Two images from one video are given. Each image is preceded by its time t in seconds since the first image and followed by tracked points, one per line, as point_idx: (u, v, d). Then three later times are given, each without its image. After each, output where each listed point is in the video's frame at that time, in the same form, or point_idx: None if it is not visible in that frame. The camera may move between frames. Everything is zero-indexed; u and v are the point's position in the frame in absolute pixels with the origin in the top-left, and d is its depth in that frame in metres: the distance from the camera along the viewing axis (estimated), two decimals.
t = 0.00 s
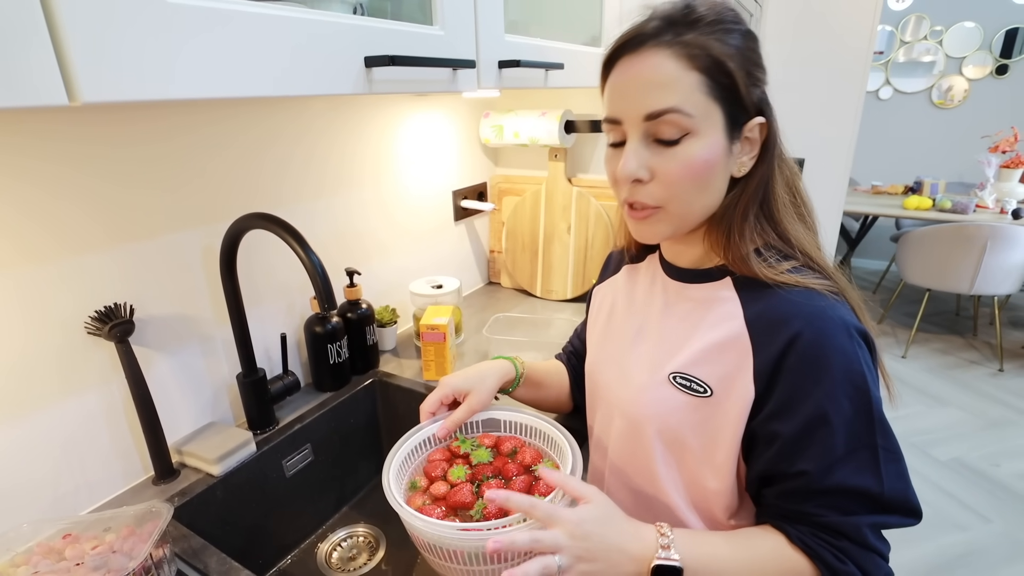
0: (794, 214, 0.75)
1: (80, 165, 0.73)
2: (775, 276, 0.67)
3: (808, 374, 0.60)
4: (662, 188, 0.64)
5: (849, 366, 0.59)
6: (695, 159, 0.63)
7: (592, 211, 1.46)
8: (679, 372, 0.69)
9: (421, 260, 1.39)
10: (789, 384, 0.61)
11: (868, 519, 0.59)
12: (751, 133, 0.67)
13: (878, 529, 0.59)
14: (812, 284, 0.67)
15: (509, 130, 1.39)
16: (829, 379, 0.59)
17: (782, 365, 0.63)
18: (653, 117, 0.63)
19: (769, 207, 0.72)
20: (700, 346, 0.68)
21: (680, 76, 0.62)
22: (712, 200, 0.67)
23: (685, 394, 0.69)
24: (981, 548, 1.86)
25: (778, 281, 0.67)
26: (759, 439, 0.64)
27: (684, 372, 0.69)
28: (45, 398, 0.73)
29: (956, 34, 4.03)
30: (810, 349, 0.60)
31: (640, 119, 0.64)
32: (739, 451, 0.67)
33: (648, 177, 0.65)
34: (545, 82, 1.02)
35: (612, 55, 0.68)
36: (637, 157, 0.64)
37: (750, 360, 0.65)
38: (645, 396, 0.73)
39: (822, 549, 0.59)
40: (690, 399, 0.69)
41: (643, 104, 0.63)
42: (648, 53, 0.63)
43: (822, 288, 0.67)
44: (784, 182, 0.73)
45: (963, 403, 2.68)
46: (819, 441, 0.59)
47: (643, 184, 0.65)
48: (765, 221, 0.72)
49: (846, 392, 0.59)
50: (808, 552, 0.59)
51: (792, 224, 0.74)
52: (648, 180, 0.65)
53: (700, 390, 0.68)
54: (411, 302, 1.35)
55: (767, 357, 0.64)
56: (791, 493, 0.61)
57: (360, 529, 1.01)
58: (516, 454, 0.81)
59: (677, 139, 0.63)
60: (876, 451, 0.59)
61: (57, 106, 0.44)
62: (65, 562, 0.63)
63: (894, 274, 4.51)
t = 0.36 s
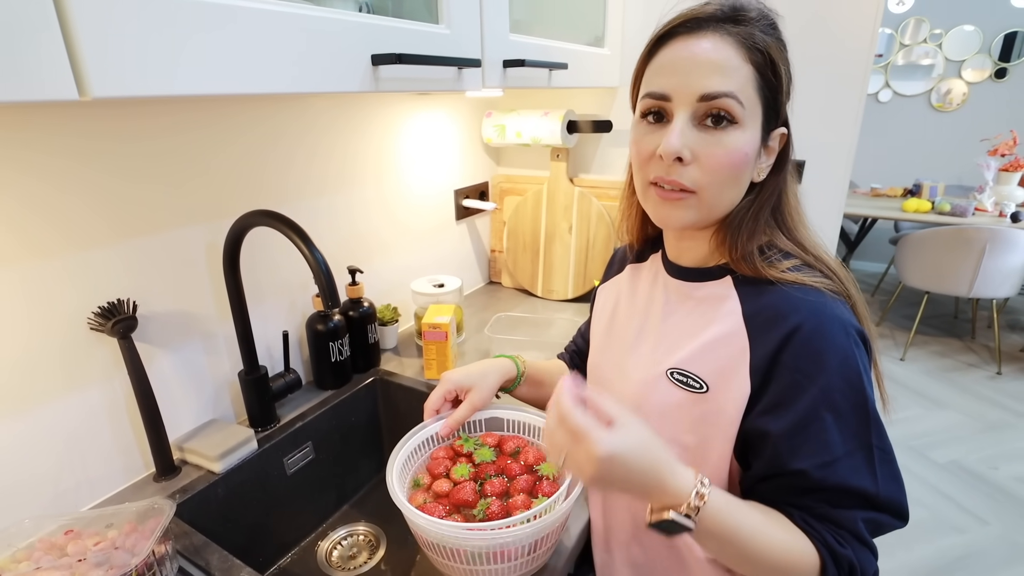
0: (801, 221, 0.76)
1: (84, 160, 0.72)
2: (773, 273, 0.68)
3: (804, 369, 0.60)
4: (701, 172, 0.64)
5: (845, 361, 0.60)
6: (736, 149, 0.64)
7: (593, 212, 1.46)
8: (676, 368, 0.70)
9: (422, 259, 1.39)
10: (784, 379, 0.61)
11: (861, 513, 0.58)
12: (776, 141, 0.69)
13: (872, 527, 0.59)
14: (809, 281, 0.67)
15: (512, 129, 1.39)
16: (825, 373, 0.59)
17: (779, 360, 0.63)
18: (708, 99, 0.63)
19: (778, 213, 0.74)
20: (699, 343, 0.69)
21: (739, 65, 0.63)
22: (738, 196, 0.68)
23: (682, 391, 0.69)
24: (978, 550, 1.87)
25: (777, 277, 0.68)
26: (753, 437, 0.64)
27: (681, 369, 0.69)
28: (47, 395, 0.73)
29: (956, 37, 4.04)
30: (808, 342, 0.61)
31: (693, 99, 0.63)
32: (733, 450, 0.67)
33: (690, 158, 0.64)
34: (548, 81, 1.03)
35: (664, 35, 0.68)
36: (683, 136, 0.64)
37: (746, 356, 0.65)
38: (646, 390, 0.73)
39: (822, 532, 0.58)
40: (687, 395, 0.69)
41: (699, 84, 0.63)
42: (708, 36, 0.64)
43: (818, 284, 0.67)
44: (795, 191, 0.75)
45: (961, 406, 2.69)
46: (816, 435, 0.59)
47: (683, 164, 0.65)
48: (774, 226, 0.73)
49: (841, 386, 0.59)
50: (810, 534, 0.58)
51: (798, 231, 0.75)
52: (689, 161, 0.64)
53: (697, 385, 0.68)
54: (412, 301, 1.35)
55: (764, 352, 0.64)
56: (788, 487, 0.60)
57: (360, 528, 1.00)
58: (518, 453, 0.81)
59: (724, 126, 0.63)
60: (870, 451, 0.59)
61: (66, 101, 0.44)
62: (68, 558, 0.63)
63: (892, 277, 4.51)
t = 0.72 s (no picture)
0: (812, 219, 0.76)
1: (88, 153, 0.73)
2: (786, 273, 0.68)
3: (817, 366, 0.61)
4: (702, 170, 0.65)
5: (857, 361, 0.60)
6: (738, 148, 0.63)
7: (595, 210, 1.46)
8: (688, 365, 0.70)
9: (423, 256, 1.40)
10: (797, 376, 0.62)
11: (865, 513, 0.59)
12: (785, 138, 0.69)
13: (874, 526, 0.60)
14: (823, 282, 0.68)
15: (514, 127, 1.39)
16: (837, 371, 0.60)
17: (792, 357, 0.63)
18: (706, 99, 0.63)
19: (790, 212, 0.74)
20: (708, 340, 0.69)
21: (738, 64, 0.63)
22: (743, 194, 0.67)
23: (694, 387, 0.69)
24: (972, 550, 1.88)
25: (790, 277, 0.68)
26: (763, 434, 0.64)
27: (693, 365, 0.70)
28: (50, 387, 0.74)
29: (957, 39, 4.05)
30: (822, 340, 0.62)
31: (692, 99, 0.64)
32: (742, 447, 0.67)
33: (690, 157, 0.64)
34: (552, 79, 1.03)
35: (667, 35, 0.69)
36: (682, 136, 0.64)
37: (758, 353, 0.66)
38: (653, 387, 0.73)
39: (824, 532, 0.59)
40: (699, 391, 0.69)
41: (697, 84, 0.63)
42: (706, 37, 0.64)
43: (831, 285, 0.68)
44: (807, 190, 0.75)
45: (957, 407, 2.70)
46: (822, 434, 0.60)
47: (683, 163, 0.65)
48: (787, 224, 0.73)
49: (852, 384, 0.59)
50: (812, 533, 0.60)
51: (809, 229, 0.76)
52: (689, 160, 0.65)
53: (708, 381, 0.68)
54: (413, 298, 1.35)
55: (778, 349, 0.64)
56: (792, 483, 0.61)
57: (361, 522, 1.01)
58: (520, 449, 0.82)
59: (723, 125, 0.64)
60: (876, 451, 0.60)
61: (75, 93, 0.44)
62: (73, 549, 0.63)
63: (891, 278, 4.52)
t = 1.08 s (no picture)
0: (804, 217, 0.77)
1: (83, 148, 0.72)
2: (774, 269, 0.69)
3: (803, 362, 0.62)
4: (687, 169, 0.65)
5: (843, 357, 0.61)
6: (723, 146, 0.64)
7: (590, 206, 1.46)
8: (679, 361, 0.70)
9: (419, 251, 1.40)
10: (785, 371, 0.63)
11: (848, 503, 0.60)
12: (774, 135, 0.69)
13: (857, 517, 0.61)
14: (811, 278, 0.69)
15: (510, 123, 1.40)
16: (823, 367, 0.61)
17: (780, 352, 0.64)
18: (690, 98, 0.63)
19: (782, 209, 0.74)
20: (701, 334, 0.70)
21: (722, 63, 0.63)
22: (731, 192, 0.68)
23: (683, 382, 0.70)
24: (962, 543, 1.90)
25: (778, 274, 0.69)
26: (750, 427, 0.65)
27: (684, 361, 0.70)
28: (45, 381, 0.74)
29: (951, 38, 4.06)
30: (810, 336, 0.62)
31: (676, 99, 0.64)
32: (732, 437, 0.68)
33: (675, 156, 0.65)
34: (547, 76, 1.03)
35: (656, 36, 0.70)
36: (667, 135, 0.65)
37: (746, 349, 0.67)
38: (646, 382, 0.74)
39: (808, 514, 0.60)
40: (688, 387, 0.70)
41: (682, 85, 0.64)
42: (692, 37, 0.64)
43: (819, 281, 0.69)
44: (800, 187, 0.75)
45: (948, 402, 2.73)
46: (807, 427, 0.60)
47: (668, 162, 0.66)
48: (778, 221, 0.74)
49: (838, 380, 0.60)
50: (796, 512, 0.60)
51: (801, 226, 0.76)
52: (674, 159, 0.65)
53: (698, 377, 0.69)
54: (409, 293, 1.35)
55: (766, 344, 0.65)
56: (779, 474, 0.62)
57: (357, 516, 1.01)
58: (514, 443, 0.82)
59: (708, 123, 0.64)
60: (862, 446, 0.60)
61: (72, 87, 0.44)
62: (69, 543, 0.63)
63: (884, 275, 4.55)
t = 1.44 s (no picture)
0: (795, 211, 0.77)
1: (73, 153, 0.72)
2: (763, 265, 0.69)
3: (791, 357, 0.62)
4: (665, 182, 0.67)
5: (831, 350, 0.61)
6: (700, 160, 0.65)
7: (585, 204, 1.46)
8: (670, 355, 0.72)
9: (414, 251, 1.40)
10: (775, 366, 0.63)
11: (838, 501, 0.60)
12: (759, 137, 0.68)
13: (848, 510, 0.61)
14: (801, 274, 0.69)
15: (504, 121, 1.39)
16: (811, 359, 0.61)
17: (769, 346, 0.64)
18: (665, 115, 0.64)
19: (771, 205, 0.74)
20: (693, 329, 0.71)
21: (698, 77, 0.63)
22: (713, 198, 0.69)
23: (675, 376, 0.71)
24: (959, 536, 1.92)
25: (768, 270, 0.69)
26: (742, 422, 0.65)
27: (676, 356, 0.71)
28: (39, 386, 0.73)
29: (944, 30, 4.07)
30: (798, 329, 0.63)
31: (652, 115, 0.65)
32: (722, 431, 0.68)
33: (652, 170, 0.67)
34: (540, 74, 1.03)
35: (633, 45, 0.69)
36: (644, 151, 0.66)
37: (737, 343, 0.67)
38: (640, 378, 0.74)
39: (801, 529, 0.59)
40: (680, 381, 0.71)
41: (657, 101, 0.64)
42: (666, 51, 0.64)
43: (809, 276, 0.69)
44: (791, 183, 0.75)
45: (943, 394, 2.75)
46: (796, 422, 0.60)
47: (646, 175, 0.68)
48: (767, 217, 0.74)
49: (826, 372, 0.60)
50: (790, 534, 0.59)
51: (791, 221, 0.76)
52: (653, 174, 0.67)
53: (690, 371, 0.70)
54: (405, 293, 1.35)
55: (756, 339, 0.65)
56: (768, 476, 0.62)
57: (354, 516, 1.02)
58: (512, 442, 0.82)
59: (684, 138, 0.65)
60: (848, 438, 0.60)
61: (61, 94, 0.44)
62: (65, 548, 0.63)
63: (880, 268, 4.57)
